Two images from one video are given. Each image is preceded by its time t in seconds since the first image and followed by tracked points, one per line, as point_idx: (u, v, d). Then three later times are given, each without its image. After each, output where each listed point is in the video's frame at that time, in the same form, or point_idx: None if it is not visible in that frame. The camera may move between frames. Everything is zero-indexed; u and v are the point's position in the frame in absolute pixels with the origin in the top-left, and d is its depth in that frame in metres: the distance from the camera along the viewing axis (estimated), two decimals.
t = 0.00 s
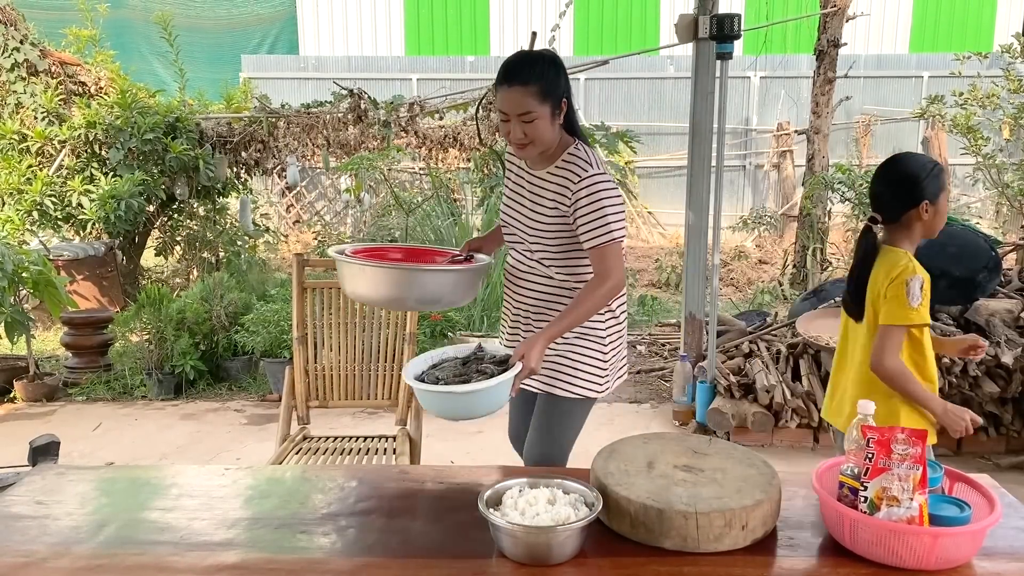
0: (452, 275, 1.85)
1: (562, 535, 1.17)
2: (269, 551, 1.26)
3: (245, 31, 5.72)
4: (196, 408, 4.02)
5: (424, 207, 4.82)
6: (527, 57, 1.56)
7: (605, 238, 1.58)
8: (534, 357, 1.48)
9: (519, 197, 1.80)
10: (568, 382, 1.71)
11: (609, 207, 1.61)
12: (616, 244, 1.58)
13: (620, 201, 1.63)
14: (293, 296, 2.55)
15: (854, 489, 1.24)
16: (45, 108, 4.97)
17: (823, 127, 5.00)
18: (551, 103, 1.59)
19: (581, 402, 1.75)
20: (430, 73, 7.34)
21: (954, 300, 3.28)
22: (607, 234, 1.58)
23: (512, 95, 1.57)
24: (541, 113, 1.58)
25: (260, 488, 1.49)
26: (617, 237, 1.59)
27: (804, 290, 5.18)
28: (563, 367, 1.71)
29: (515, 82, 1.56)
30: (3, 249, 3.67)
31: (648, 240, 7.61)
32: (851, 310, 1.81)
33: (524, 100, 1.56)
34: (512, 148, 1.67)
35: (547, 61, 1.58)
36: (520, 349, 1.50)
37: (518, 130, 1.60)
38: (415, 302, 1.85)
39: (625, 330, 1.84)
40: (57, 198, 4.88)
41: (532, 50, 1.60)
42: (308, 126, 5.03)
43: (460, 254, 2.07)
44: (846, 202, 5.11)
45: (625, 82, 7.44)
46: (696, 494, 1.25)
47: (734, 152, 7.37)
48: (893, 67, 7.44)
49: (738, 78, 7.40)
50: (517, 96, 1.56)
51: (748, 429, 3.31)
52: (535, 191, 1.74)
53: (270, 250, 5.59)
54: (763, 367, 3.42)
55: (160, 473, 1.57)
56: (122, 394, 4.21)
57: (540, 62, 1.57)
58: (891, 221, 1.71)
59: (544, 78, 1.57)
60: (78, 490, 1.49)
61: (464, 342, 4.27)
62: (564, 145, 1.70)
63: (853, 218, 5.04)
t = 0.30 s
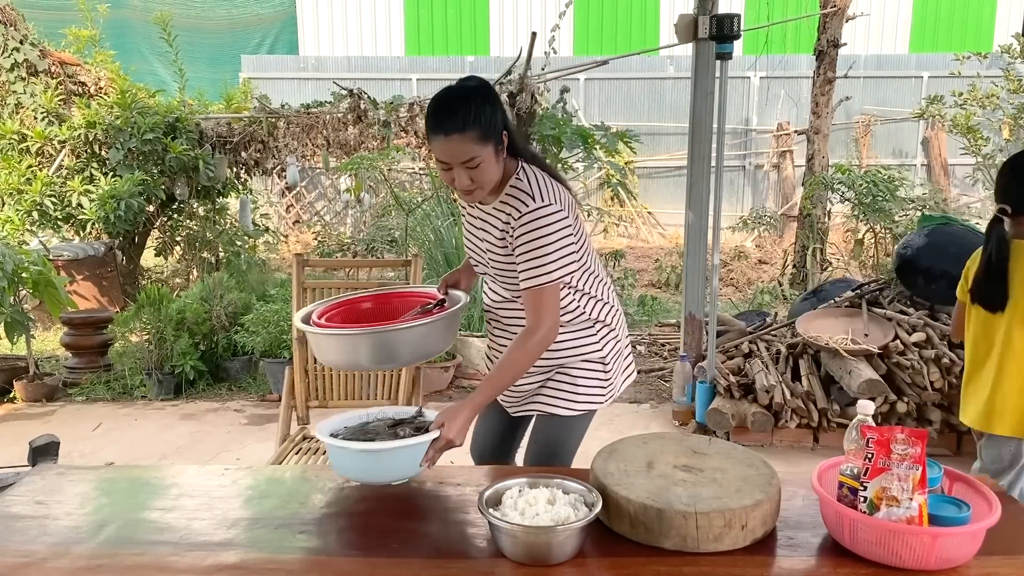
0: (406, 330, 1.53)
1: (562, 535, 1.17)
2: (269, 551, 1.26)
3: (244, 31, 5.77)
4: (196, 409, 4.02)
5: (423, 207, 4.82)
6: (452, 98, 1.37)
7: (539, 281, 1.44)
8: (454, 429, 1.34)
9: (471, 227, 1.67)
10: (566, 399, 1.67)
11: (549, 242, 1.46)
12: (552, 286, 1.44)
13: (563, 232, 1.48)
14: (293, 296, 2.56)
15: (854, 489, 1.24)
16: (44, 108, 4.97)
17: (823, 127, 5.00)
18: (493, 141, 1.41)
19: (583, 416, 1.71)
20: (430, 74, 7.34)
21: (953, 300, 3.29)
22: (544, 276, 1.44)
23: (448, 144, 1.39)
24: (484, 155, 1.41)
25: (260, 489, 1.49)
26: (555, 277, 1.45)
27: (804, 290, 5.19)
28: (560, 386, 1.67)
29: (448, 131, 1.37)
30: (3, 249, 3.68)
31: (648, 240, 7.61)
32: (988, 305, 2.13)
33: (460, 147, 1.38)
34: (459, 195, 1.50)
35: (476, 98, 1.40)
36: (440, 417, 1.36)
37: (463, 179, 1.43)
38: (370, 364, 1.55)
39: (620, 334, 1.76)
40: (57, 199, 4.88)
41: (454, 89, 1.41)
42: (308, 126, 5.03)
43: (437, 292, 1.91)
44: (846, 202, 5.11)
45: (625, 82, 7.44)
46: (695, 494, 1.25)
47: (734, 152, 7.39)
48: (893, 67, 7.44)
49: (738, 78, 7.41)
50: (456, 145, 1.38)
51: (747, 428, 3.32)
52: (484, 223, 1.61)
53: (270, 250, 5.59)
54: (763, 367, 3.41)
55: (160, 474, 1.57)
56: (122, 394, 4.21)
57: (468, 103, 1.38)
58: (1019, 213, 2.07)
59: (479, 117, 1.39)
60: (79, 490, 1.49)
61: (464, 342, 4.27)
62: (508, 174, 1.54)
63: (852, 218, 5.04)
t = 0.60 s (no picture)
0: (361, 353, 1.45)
1: (561, 536, 1.17)
2: (270, 551, 1.26)
3: (243, 31, 5.53)
4: (195, 409, 4.02)
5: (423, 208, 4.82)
6: (432, 133, 1.29)
7: (507, 307, 1.40)
8: (405, 466, 1.30)
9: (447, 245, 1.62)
10: (555, 405, 1.67)
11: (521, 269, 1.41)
12: (521, 313, 1.40)
13: (536, 256, 1.43)
14: (293, 296, 2.56)
15: (854, 489, 1.24)
16: (44, 108, 4.97)
17: (822, 127, 5.00)
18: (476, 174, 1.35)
19: (574, 419, 1.71)
20: (430, 74, 7.34)
21: (954, 300, 3.28)
22: (512, 302, 1.40)
23: (430, 181, 1.32)
24: (469, 187, 1.35)
25: (260, 489, 1.49)
26: (524, 302, 1.41)
27: (803, 290, 5.19)
28: (549, 391, 1.67)
29: (430, 169, 1.30)
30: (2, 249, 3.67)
31: (648, 240, 7.63)
32: None
33: (443, 184, 1.32)
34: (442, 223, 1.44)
35: (454, 128, 1.31)
36: (392, 452, 1.32)
37: (449, 212, 1.37)
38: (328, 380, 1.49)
39: (609, 335, 1.74)
40: (57, 199, 4.88)
41: (430, 118, 1.32)
42: (308, 126, 4.99)
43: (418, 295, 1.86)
44: (845, 202, 5.11)
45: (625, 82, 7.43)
46: (695, 495, 1.25)
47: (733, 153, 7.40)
48: (893, 67, 7.43)
49: (737, 78, 7.40)
50: (440, 183, 1.31)
51: (747, 428, 3.33)
52: (461, 242, 1.55)
53: (270, 250, 5.60)
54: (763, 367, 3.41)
55: (160, 474, 1.57)
56: (122, 395, 4.21)
57: (448, 135, 1.31)
58: None
59: (462, 151, 1.32)
60: (78, 490, 1.49)
61: (464, 342, 4.27)
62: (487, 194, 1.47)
63: (852, 218, 5.03)
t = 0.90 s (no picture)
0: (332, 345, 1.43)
1: (559, 537, 1.17)
2: (270, 551, 1.26)
3: (243, 31, 5.74)
4: (195, 409, 4.02)
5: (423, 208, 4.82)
6: (440, 148, 1.28)
7: (505, 312, 1.39)
8: (398, 473, 1.29)
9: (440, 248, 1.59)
10: (547, 404, 1.67)
11: (522, 274, 1.40)
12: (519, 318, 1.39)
13: (535, 260, 1.42)
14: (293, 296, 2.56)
15: (854, 489, 1.25)
16: (44, 108, 4.97)
17: (822, 127, 5.01)
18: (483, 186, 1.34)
19: (567, 417, 1.72)
20: (430, 74, 7.35)
21: (952, 300, 3.29)
22: (511, 308, 1.38)
23: (438, 196, 1.31)
24: (476, 200, 1.35)
25: (260, 489, 1.49)
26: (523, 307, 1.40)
27: (803, 291, 5.19)
28: (541, 390, 1.67)
29: (440, 184, 1.29)
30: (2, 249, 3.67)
31: (647, 240, 7.64)
32: None
33: (452, 199, 1.31)
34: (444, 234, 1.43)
35: (461, 142, 1.31)
36: (386, 458, 1.31)
37: (455, 225, 1.37)
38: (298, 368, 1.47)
39: (597, 330, 1.74)
40: (57, 199, 4.88)
41: (436, 133, 1.31)
42: (307, 126, 4.94)
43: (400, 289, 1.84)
44: (845, 203, 5.11)
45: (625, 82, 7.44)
46: (694, 495, 1.25)
47: (733, 153, 7.41)
48: (893, 67, 7.43)
49: (737, 79, 7.41)
50: (451, 199, 1.31)
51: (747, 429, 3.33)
52: (456, 247, 1.53)
53: (270, 250, 5.61)
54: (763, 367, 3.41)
55: (160, 474, 1.57)
56: (122, 395, 4.21)
57: (456, 149, 1.30)
58: None
59: (470, 165, 1.31)
60: (78, 490, 1.49)
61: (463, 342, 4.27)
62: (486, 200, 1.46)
63: (852, 218, 5.03)
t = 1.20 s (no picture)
0: (306, 364, 1.37)
1: (559, 536, 1.17)
2: (269, 551, 1.26)
3: (241, 31, 5.27)
4: (195, 410, 4.02)
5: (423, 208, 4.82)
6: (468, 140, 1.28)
7: (535, 300, 1.49)
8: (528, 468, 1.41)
9: (449, 250, 1.63)
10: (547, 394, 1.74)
11: (542, 264, 1.48)
12: (543, 303, 1.49)
13: (554, 251, 1.51)
14: (293, 296, 2.56)
15: (854, 490, 1.25)
16: (43, 109, 4.97)
17: (822, 128, 5.00)
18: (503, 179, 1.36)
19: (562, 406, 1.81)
20: (430, 75, 7.34)
21: (953, 300, 3.28)
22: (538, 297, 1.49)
23: (464, 188, 1.31)
24: (497, 193, 1.36)
25: (259, 489, 1.49)
26: (547, 294, 1.50)
27: (802, 291, 5.19)
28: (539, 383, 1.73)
29: (468, 176, 1.29)
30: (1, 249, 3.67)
31: (646, 241, 7.65)
32: None
33: (477, 192, 1.32)
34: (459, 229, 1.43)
35: (486, 134, 1.32)
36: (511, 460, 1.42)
37: (476, 218, 1.37)
38: (286, 390, 1.45)
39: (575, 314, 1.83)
40: (56, 200, 4.88)
41: (460, 126, 1.32)
42: (307, 127, 4.90)
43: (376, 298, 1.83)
44: (844, 203, 5.11)
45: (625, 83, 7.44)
46: (694, 495, 1.25)
47: (733, 153, 7.42)
48: (893, 67, 7.41)
49: (737, 79, 7.40)
50: (477, 190, 1.31)
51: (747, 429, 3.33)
52: (471, 245, 1.56)
53: (269, 251, 5.61)
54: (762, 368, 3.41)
55: (160, 474, 1.57)
56: (121, 395, 4.20)
57: (482, 141, 1.30)
58: None
59: (495, 157, 1.32)
60: (77, 491, 1.49)
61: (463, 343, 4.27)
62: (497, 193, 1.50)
63: (852, 219, 5.03)
